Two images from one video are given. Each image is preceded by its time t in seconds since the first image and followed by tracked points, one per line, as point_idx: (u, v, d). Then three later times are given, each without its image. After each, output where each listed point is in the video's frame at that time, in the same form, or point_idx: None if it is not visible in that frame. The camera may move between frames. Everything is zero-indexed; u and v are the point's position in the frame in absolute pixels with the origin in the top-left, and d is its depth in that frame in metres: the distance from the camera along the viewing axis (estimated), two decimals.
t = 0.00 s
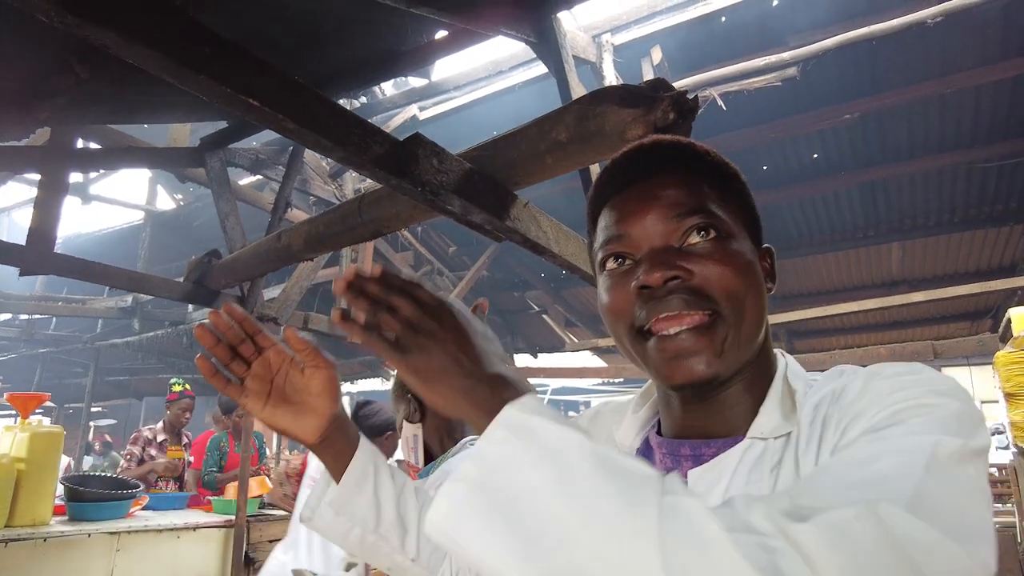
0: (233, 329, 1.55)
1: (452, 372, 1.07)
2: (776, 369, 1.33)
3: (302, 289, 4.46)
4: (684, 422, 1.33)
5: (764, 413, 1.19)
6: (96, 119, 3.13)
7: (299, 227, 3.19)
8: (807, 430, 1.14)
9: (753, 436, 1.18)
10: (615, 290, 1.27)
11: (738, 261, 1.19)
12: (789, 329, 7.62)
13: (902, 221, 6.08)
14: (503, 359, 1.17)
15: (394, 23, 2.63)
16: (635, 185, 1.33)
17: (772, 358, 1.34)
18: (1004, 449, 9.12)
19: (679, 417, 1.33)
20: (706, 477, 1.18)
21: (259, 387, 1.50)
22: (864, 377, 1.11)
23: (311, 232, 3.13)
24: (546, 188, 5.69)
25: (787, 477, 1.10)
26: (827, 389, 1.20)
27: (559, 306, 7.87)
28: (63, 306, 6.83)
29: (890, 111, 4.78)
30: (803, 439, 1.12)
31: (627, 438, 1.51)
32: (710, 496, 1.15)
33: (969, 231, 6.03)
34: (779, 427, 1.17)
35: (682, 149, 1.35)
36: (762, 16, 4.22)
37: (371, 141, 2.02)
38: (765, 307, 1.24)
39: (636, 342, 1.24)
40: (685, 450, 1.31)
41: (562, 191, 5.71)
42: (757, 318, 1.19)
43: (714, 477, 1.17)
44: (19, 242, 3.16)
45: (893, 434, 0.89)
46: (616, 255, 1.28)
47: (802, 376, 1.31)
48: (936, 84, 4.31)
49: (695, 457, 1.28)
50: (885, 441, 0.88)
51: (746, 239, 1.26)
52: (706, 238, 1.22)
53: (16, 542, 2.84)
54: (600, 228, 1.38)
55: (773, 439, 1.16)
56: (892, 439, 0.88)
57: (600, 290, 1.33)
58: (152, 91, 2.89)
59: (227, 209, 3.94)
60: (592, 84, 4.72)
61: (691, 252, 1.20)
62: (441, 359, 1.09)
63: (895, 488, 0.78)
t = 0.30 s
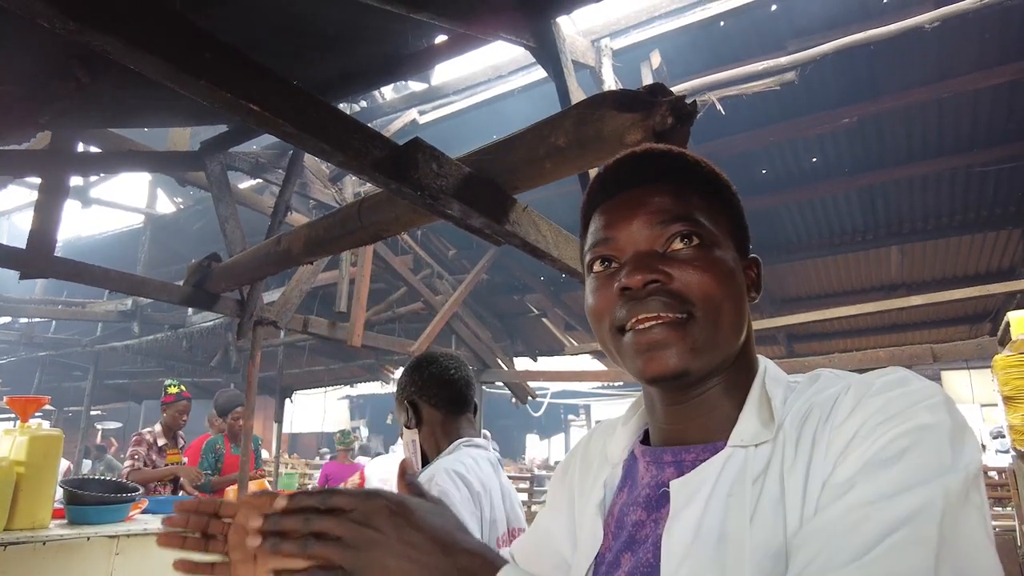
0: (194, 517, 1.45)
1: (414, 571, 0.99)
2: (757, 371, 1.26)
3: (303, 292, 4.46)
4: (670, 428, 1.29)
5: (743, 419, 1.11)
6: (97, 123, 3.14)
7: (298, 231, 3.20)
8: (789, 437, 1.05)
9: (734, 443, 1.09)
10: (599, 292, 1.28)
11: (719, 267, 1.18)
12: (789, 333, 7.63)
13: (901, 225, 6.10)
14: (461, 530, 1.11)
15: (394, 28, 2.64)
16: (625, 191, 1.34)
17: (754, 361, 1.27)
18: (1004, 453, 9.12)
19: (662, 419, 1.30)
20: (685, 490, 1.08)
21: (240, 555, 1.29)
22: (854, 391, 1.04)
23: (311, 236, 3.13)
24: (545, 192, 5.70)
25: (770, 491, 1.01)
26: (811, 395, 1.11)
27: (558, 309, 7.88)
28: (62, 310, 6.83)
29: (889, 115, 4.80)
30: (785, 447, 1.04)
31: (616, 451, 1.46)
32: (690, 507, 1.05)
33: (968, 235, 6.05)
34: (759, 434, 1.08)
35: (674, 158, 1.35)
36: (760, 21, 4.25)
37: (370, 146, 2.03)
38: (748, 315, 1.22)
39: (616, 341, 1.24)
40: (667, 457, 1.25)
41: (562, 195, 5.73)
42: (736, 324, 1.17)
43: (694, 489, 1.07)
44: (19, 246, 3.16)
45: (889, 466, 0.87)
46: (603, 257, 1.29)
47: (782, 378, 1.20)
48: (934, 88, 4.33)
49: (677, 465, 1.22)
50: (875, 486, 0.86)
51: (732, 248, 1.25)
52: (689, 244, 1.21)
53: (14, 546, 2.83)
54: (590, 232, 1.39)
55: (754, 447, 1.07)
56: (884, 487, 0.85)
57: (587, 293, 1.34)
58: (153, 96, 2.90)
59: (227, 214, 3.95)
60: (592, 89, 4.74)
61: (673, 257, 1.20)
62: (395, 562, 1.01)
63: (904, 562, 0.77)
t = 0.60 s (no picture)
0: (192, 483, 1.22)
1: (382, 532, 0.87)
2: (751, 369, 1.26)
3: (302, 293, 4.45)
4: (669, 426, 1.28)
5: (735, 418, 1.12)
6: (97, 124, 3.14)
7: (298, 232, 3.20)
8: (776, 433, 1.05)
9: (727, 442, 1.10)
10: (595, 295, 1.28)
11: (711, 267, 1.19)
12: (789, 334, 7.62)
13: (900, 227, 6.11)
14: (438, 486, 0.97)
15: (394, 28, 2.64)
16: (615, 196, 1.34)
17: (748, 359, 1.27)
18: (1004, 454, 9.11)
19: (661, 420, 1.29)
20: (681, 487, 1.10)
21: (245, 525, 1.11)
22: (837, 387, 1.04)
23: (310, 237, 3.13)
24: (545, 193, 5.70)
25: (762, 493, 1.00)
26: (801, 392, 1.10)
27: (558, 311, 7.87)
28: (62, 311, 6.82)
29: (888, 116, 4.80)
30: (775, 448, 1.03)
31: (621, 446, 1.45)
32: (684, 505, 1.07)
33: (968, 236, 6.05)
34: (751, 433, 1.08)
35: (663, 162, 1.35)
36: (761, 21, 4.25)
37: (371, 146, 2.03)
38: (741, 313, 1.22)
39: (614, 343, 1.24)
40: (667, 455, 1.26)
41: (562, 196, 5.73)
42: (730, 323, 1.17)
43: (689, 488, 1.09)
44: (18, 247, 3.16)
45: (875, 451, 0.86)
46: (597, 262, 1.29)
47: (776, 377, 1.19)
48: (934, 89, 4.34)
49: (676, 464, 1.22)
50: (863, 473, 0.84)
51: (722, 248, 1.25)
52: (681, 246, 1.21)
53: (12, 546, 2.81)
54: (582, 237, 1.38)
55: (746, 445, 1.08)
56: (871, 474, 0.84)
57: (582, 297, 1.34)
58: (153, 97, 2.90)
59: (226, 215, 3.95)
60: (592, 90, 4.74)
61: (666, 260, 1.20)
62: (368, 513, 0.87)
63: (901, 538, 0.75)
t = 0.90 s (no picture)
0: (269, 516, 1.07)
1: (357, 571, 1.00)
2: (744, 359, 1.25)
3: (303, 292, 4.45)
4: (663, 420, 1.28)
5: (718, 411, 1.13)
6: (99, 123, 3.15)
7: (299, 231, 3.20)
8: (757, 425, 1.05)
9: (712, 432, 1.11)
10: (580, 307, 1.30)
11: (687, 270, 1.19)
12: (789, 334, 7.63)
13: (900, 227, 6.11)
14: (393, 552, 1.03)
15: (396, 27, 2.64)
16: (597, 210, 1.34)
17: (741, 351, 1.26)
18: (1004, 455, 9.13)
19: (658, 420, 1.30)
20: (668, 477, 1.12)
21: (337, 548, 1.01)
22: (819, 371, 1.03)
23: (311, 236, 3.14)
24: (546, 193, 5.71)
25: (744, 479, 1.01)
26: (790, 377, 1.10)
27: (559, 311, 7.88)
28: (62, 310, 6.83)
29: (889, 116, 4.81)
30: (757, 436, 1.03)
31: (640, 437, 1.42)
32: (672, 495, 1.09)
33: (968, 236, 6.06)
34: (733, 423, 1.09)
35: (646, 176, 1.33)
36: (762, 21, 4.25)
37: (374, 143, 2.04)
38: (723, 311, 1.22)
39: (597, 350, 1.25)
40: (666, 448, 1.27)
41: (563, 197, 5.73)
42: (707, 323, 1.16)
43: (677, 476, 1.10)
44: (20, 246, 3.16)
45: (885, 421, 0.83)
46: (581, 275, 1.30)
47: (771, 363, 1.18)
48: (934, 89, 4.35)
49: (672, 455, 1.24)
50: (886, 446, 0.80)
51: (702, 252, 1.24)
52: (654, 252, 1.21)
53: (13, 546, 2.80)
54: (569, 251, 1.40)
55: (734, 433, 1.09)
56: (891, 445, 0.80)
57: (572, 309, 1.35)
58: (156, 96, 2.90)
59: (228, 214, 3.96)
60: (592, 89, 4.75)
61: (641, 266, 1.20)
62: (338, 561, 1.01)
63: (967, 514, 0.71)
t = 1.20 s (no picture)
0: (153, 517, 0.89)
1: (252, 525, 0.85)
2: (758, 353, 1.24)
3: (303, 293, 4.46)
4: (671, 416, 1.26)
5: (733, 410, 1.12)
6: (98, 123, 3.15)
7: (299, 231, 3.21)
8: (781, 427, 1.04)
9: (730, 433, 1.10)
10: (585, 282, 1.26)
11: (695, 243, 1.18)
12: (789, 334, 7.63)
13: (899, 227, 6.12)
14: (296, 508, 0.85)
15: (394, 27, 2.64)
16: (605, 190, 1.35)
17: (755, 341, 1.26)
18: (1003, 455, 9.14)
19: (665, 408, 1.24)
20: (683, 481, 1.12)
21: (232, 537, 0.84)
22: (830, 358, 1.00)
23: (311, 236, 3.13)
24: (546, 192, 5.71)
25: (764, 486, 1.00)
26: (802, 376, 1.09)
27: (558, 311, 7.88)
28: (62, 310, 6.84)
29: (888, 116, 4.82)
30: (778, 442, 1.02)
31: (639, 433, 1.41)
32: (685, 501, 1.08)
33: (967, 236, 6.07)
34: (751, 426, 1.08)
35: (654, 161, 1.35)
36: (760, 21, 4.26)
37: (372, 143, 2.04)
38: (733, 297, 1.20)
39: (600, 323, 1.19)
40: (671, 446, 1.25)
41: (562, 196, 5.73)
42: (716, 295, 1.14)
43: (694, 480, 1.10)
44: (20, 246, 3.17)
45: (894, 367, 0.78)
46: (587, 251, 1.28)
47: (782, 359, 1.18)
48: (933, 89, 4.36)
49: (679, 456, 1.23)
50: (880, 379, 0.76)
51: (709, 231, 1.25)
52: (664, 224, 1.21)
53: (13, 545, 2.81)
54: (576, 232, 1.39)
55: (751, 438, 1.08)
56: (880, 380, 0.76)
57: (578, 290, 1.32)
58: (155, 95, 2.90)
59: (227, 214, 3.96)
60: (591, 90, 4.76)
61: (649, 237, 1.19)
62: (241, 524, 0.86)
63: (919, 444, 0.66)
